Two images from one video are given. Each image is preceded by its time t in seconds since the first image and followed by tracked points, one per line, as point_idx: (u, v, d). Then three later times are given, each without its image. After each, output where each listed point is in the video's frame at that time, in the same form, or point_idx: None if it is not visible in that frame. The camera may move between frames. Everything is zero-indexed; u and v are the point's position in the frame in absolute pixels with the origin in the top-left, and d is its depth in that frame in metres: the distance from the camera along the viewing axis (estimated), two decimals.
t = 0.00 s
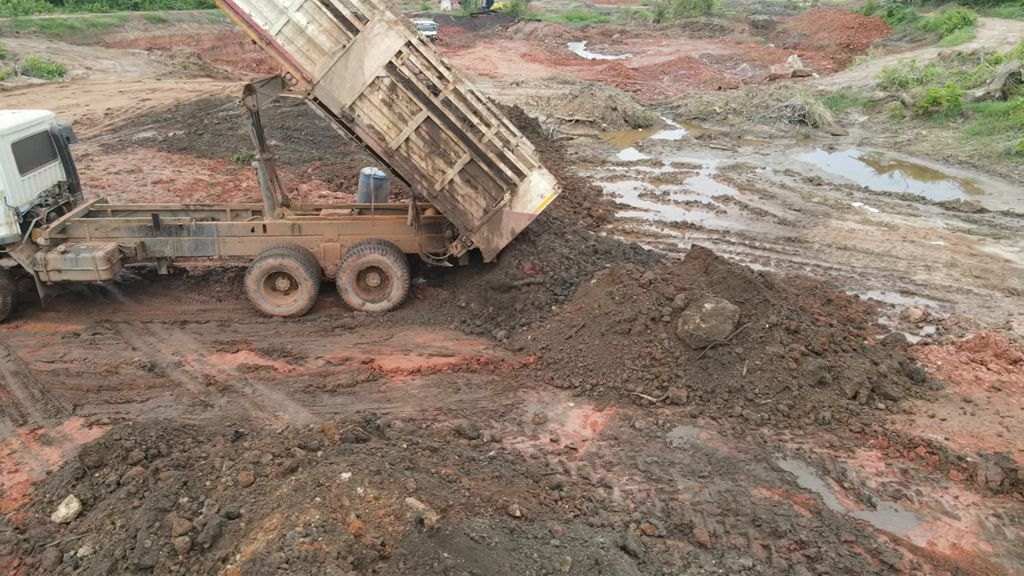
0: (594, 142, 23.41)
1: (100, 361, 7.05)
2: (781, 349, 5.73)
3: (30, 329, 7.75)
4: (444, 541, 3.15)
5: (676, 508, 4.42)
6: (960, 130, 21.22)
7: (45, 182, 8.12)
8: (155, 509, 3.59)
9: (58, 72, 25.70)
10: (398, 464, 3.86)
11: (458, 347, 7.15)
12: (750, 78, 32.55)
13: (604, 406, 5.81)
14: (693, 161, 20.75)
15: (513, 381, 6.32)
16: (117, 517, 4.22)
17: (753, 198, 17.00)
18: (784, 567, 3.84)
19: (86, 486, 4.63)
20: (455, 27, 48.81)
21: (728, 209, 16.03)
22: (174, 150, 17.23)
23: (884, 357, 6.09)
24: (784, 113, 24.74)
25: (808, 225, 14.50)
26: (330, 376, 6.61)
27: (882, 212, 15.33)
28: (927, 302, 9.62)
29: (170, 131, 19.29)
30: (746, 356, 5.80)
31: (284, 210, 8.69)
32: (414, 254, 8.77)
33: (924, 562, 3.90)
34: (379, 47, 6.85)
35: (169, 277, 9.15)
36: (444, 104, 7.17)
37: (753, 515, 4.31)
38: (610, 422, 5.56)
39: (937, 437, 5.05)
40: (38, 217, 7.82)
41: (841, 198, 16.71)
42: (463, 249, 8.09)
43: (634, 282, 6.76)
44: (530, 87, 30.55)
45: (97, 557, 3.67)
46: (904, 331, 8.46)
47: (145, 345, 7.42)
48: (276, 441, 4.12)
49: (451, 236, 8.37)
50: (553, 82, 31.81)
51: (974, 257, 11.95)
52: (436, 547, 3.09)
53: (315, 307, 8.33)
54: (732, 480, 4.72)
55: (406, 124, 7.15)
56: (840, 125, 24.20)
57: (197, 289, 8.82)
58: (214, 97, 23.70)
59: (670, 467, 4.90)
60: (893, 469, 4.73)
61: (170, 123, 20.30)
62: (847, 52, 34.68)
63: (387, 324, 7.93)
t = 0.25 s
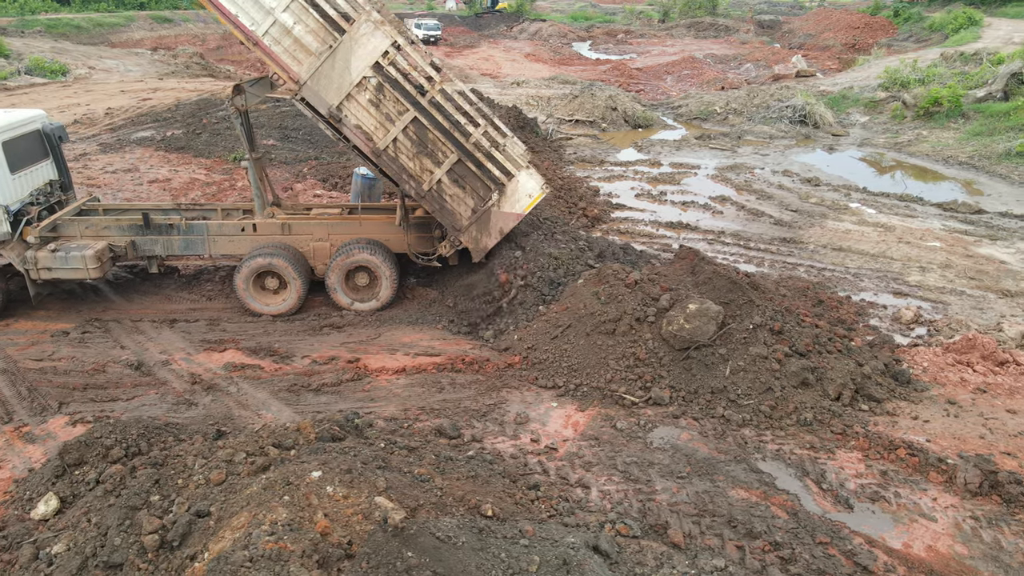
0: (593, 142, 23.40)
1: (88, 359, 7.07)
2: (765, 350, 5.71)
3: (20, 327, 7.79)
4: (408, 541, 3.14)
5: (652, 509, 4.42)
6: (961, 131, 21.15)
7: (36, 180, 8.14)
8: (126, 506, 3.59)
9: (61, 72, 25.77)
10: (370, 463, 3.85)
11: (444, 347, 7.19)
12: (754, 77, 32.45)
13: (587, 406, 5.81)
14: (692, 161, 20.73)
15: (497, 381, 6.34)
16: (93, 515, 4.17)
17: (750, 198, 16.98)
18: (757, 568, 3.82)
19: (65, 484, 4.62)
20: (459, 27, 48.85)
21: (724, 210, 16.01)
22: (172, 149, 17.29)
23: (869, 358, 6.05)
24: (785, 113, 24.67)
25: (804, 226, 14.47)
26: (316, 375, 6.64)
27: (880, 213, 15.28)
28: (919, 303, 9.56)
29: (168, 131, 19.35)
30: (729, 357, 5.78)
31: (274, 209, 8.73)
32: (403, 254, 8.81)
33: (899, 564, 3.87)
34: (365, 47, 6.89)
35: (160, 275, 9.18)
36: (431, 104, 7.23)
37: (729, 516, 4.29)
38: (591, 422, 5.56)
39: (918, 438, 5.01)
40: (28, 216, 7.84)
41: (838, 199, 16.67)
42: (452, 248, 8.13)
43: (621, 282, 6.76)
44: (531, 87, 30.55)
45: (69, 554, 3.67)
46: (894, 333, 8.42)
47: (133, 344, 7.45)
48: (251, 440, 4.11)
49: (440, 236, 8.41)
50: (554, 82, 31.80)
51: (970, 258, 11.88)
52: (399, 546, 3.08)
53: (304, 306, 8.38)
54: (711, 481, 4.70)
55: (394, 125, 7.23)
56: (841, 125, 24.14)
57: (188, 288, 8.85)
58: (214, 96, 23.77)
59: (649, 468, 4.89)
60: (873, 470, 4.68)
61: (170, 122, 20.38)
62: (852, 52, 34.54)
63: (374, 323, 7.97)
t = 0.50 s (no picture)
0: (599, 142, 23.35)
1: (84, 355, 7.14)
2: (754, 352, 5.67)
3: (19, 323, 7.88)
4: (378, 539, 3.12)
5: (634, 509, 4.40)
6: (972, 132, 20.92)
7: (37, 179, 8.22)
8: (105, 502, 3.60)
9: (74, 71, 25.99)
10: (348, 461, 3.85)
11: (437, 346, 7.23)
12: (765, 78, 32.24)
13: (575, 407, 5.81)
14: (698, 162, 20.64)
15: (487, 380, 6.35)
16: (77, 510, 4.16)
17: (754, 199, 16.88)
18: (736, 570, 3.79)
19: (54, 479, 4.63)
20: (470, 27, 48.91)
21: (728, 211, 15.93)
22: (178, 148, 17.43)
23: (862, 361, 5.97)
24: (793, 114, 24.51)
25: (808, 227, 14.37)
26: (308, 373, 6.68)
27: (885, 215, 15.13)
28: (920, 306, 9.44)
29: (175, 130, 19.50)
30: (719, 358, 5.75)
31: (272, 208, 8.81)
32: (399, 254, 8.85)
33: (880, 568, 3.82)
34: (358, 47, 7.05)
35: (159, 273, 9.25)
36: (424, 103, 7.36)
37: (711, 518, 4.26)
38: (579, 423, 5.55)
39: (907, 442, 4.93)
40: (28, 214, 7.93)
41: (843, 201, 16.54)
42: (447, 248, 8.16)
43: (613, 283, 6.75)
44: (538, 87, 30.54)
45: (49, 548, 3.69)
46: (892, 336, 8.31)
47: (130, 340, 7.52)
48: (233, 437, 4.11)
49: (436, 235, 8.45)
50: (562, 82, 31.77)
51: (974, 260, 11.72)
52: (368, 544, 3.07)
53: (301, 304, 8.43)
54: (695, 483, 4.67)
55: (387, 124, 7.37)
56: (850, 126, 23.94)
57: (187, 285, 8.92)
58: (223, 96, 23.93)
59: (633, 469, 4.87)
60: (859, 474, 4.63)
61: (177, 121, 20.53)
62: (866, 53, 34.20)
63: (369, 322, 8.02)
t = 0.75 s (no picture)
0: (610, 142, 23.28)
1: (87, 350, 7.23)
2: (748, 354, 5.62)
3: (25, 318, 8.01)
4: (352, 535, 3.12)
5: (619, 510, 4.38)
6: (988, 134, 20.60)
7: (44, 176, 8.35)
8: (89, 494, 3.63)
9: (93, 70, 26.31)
10: (331, 458, 3.86)
11: (433, 345, 7.27)
12: (782, 78, 31.92)
13: (568, 407, 5.80)
14: (708, 163, 20.52)
15: (481, 380, 6.36)
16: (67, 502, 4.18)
17: (764, 201, 16.75)
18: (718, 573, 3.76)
19: (48, 472, 4.65)
20: (486, 27, 48.95)
21: (736, 212, 15.82)
22: (189, 147, 17.62)
23: (859, 364, 5.90)
24: (807, 115, 24.28)
25: (816, 229, 14.23)
26: (304, 370, 6.72)
27: (895, 217, 14.94)
28: (925, 310, 9.31)
29: (188, 128, 19.70)
30: (712, 360, 5.71)
31: (273, 207, 8.92)
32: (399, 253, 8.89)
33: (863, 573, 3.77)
34: (356, 47, 7.14)
35: (164, 270, 9.37)
36: (422, 102, 7.44)
37: (696, 520, 4.23)
38: (570, 423, 5.55)
39: (901, 447, 4.87)
40: (35, 211, 8.06)
41: (854, 203, 16.35)
42: (446, 246, 8.18)
43: (609, 284, 6.74)
44: (550, 87, 30.51)
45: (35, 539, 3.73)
46: (895, 339, 8.19)
47: (132, 336, 7.61)
48: (220, 433, 4.14)
49: (435, 234, 8.48)
50: (575, 82, 31.71)
51: (984, 264, 11.52)
52: (343, 540, 3.07)
53: (300, 302, 8.48)
54: (683, 485, 4.64)
55: (385, 123, 7.45)
56: (865, 128, 23.68)
57: (190, 282, 9.02)
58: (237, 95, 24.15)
59: (621, 470, 4.85)
60: (849, 478, 4.58)
61: (190, 119, 20.74)
62: (886, 53, 33.77)
63: (368, 321, 8.08)
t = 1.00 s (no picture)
0: (625, 143, 23.17)
1: (94, 344, 7.36)
2: (746, 357, 5.57)
3: (37, 312, 8.17)
4: (331, 529, 3.12)
5: (608, 511, 4.36)
6: (1011, 137, 20.19)
7: (58, 173, 8.51)
8: (81, 485, 3.68)
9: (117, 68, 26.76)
10: (317, 454, 3.87)
11: (434, 343, 7.29)
12: (804, 79, 31.52)
13: (564, 407, 5.78)
14: (723, 164, 20.34)
15: (479, 378, 6.37)
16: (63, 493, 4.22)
17: (777, 203, 16.57)
18: None
19: (48, 462, 4.72)
20: (506, 26, 48.96)
21: (748, 214, 15.67)
22: (205, 145, 17.85)
23: (859, 369, 5.82)
24: (826, 116, 23.98)
25: (829, 232, 14.04)
26: (305, 366, 6.78)
27: (911, 220, 14.69)
28: (936, 314, 9.15)
29: (205, 126, 19.95)
30: (710, 362, 5.67)
31: (280, 205, 9.00)
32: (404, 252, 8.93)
33: None
34: (361, 47, 7.18)
35: (174, 266, 9.50)
36: (426, 102, 7.46)
37: (684, 522, 4.21)
38: (564, 423, 5.54)
39: (898, 452, 4.80)
40: (47, 206, 8.22)
41: (869, 205, 16.12)
42: (449, 245, 8.21)
43: (608, 284, 6.72)
44: (567, 87, 30.45)
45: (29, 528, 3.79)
46: (902, 344, 8.06)
47: (139, 330, 7.73)
48: (213, 427, 4.18)
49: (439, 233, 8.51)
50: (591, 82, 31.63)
51: (999, 269, 11.29)
52: (321, 535, 3.07)
53: (305, 299, 8.56)
54: (674, 486, 4.61)
55: (389, 123, 7.48)
56: (885, 129, 23.32)
57: (198, 278, 9.14)
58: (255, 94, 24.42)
59: (612, 471, 4.83)
60: (843, 483, 4.52)
61: (208, 118, 21.01)
62: (912, 54, 33.19)
63: (370, 318, 8.13)
